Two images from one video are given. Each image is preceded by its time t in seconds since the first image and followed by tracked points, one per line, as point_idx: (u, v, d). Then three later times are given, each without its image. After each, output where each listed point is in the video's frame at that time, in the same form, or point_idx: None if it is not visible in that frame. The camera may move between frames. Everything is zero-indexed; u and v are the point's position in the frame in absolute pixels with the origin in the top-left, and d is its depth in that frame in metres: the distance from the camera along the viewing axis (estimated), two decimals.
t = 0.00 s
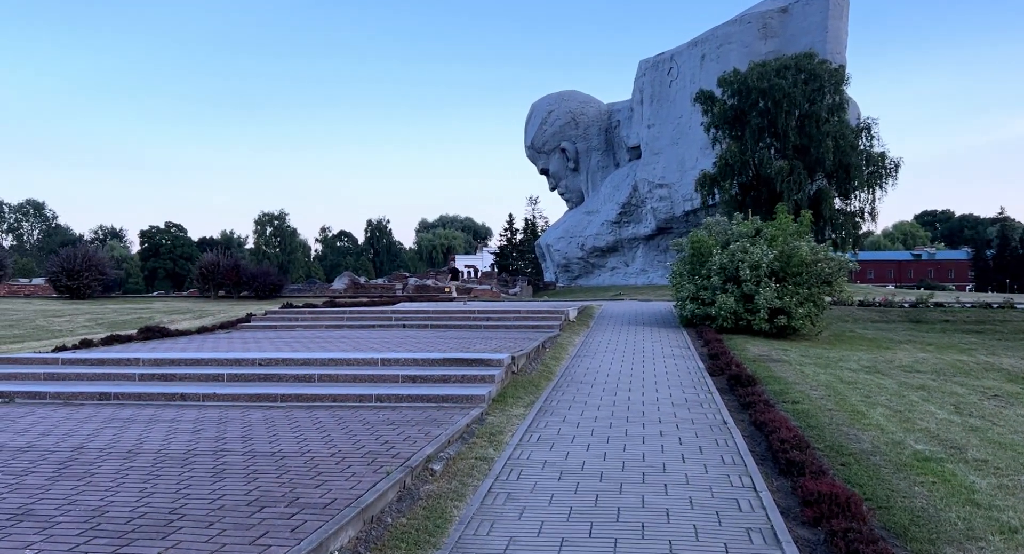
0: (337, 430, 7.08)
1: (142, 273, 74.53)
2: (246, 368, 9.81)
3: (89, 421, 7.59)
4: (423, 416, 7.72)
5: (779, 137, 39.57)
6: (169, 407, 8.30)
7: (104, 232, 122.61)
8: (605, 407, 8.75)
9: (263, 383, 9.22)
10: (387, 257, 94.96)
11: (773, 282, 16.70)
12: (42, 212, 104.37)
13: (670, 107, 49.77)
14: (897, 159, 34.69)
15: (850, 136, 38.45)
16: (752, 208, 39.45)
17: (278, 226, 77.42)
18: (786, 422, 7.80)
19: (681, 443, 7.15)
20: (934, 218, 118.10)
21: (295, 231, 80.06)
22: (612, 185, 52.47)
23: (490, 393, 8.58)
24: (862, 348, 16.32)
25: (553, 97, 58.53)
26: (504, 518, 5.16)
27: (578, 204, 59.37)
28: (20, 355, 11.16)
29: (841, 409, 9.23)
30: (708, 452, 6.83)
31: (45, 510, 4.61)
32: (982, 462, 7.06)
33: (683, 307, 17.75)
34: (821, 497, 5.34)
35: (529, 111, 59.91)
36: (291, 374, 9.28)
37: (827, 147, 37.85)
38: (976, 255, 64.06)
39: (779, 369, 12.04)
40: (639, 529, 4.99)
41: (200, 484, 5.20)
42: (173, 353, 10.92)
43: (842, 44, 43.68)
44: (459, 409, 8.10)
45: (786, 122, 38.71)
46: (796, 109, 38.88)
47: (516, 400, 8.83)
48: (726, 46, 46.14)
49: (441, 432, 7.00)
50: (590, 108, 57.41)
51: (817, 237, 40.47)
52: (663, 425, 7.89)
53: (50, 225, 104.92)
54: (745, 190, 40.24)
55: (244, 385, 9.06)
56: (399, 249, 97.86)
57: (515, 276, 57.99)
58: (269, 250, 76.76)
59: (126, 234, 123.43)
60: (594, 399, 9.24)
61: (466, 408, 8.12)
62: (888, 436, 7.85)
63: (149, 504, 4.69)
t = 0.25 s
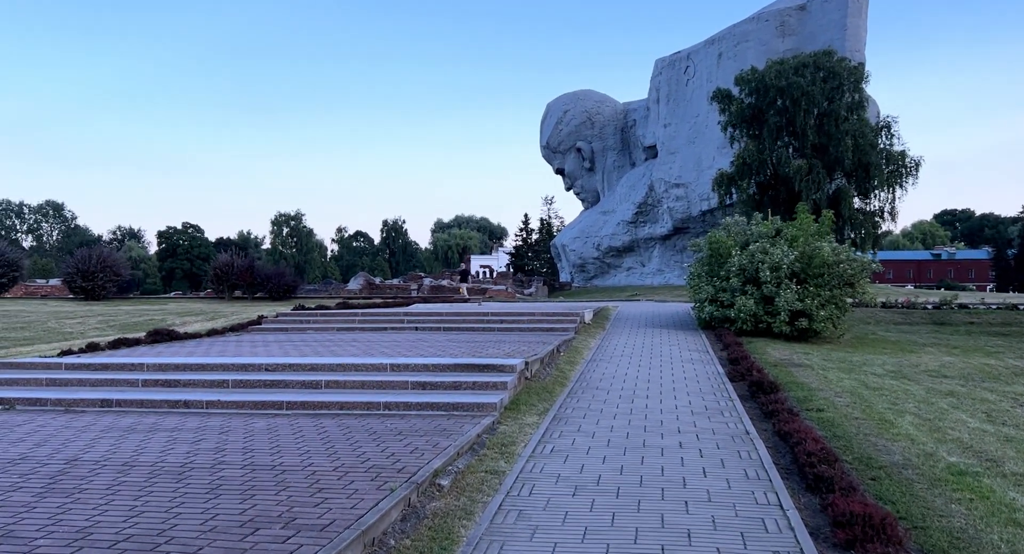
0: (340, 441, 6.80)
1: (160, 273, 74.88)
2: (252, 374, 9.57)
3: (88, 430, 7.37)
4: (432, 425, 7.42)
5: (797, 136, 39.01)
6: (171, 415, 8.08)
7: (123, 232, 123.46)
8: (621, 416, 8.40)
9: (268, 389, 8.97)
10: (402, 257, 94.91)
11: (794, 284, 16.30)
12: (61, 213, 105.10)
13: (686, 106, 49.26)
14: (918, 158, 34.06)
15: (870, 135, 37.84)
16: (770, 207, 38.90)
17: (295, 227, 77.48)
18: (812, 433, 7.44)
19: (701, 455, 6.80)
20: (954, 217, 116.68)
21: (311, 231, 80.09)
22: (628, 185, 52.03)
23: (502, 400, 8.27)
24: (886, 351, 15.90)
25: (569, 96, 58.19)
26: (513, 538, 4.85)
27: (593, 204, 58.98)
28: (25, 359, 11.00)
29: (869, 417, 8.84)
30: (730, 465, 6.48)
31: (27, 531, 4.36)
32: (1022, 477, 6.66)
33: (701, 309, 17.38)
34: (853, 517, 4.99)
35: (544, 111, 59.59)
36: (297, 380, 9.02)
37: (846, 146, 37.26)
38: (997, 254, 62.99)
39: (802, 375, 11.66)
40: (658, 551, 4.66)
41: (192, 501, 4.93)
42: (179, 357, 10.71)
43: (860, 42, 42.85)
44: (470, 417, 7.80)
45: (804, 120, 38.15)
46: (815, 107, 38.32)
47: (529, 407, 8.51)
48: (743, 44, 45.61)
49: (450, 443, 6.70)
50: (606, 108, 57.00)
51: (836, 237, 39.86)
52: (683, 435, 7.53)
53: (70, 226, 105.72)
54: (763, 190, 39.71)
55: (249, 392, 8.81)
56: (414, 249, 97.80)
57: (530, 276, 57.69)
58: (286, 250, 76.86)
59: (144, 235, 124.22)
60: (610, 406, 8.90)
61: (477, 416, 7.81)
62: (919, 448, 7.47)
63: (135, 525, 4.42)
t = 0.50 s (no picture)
0: (338, 444, 6.56)
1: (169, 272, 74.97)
2: (252, 373, 9.34)
3: (80, 431, 7.16)
4: (435, 427, 7.18)
5: (807, 133, 38.61)
6: (167, 416, 7.85)
7: (132, 230, 123.80)
8: (631, 417, 8.13)
9: (268, 389, 8.74)
10: (410, 256, 94.79)
11: (807, 282, 15.99)
12: (71, 211, 105.33)
13: (695, 103, 48.88)
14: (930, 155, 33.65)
15: (881, 132, 37.42)
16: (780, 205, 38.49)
17: (303, 225, 77.34)
18: (829, 436, 7.15)
19: (716, 459, 6.54)
20: (965, 215, 115.78)
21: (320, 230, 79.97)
22: (636, 183, 51.68)
23: (508, 401, 8.01)
24: (901, 351, 15.56)
25: (577, 94, 57.87)
26: (517, 548, 4.59)
27: (602, 202, 58.67)
28: (23, 358, 10.81)
29: (887, 419, 8.53)
30: (746, 471, 6.21)
31: (2, 542, 4.13)
32: None
33: (712, 308, 17.09)
34: (878, 529, 4.72)
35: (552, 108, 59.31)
36: (297, 379, 8.79)
37: (857, 143, 36.83)
38: (1008, 252, 62.26)
39: (816, 375, 11.36)
40: None
41: (178, 510, 4.69)
42: (178, 356, 10.50)
43: (871, 39, 42.22)
44: (475, 419, 7.54)
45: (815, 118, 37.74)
46: (825, 104, 37.90)
47: (536, 409, 8.26)
48: (753, 41, 45.21)
49: (453, 446, 6.44)
50: (615, 105, 56.67)
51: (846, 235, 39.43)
52: (695, 438, 7.26)
53: (80, 224, 106.01)
54: (772, 187, 39.31)
55: (248, 392, 8.59)
56: (423, 248, 97.67)
57: (538, 275, 57.38)
58: (294, 249, 76.78)
59: (153, 233, 124.49)
60: (620, 407, 8.61)
61: (482, 418, 7.56)
62: (941, 452, 7.16)
63: (115, 538, 4.18)
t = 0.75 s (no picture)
0: (329, 450, 6.29)
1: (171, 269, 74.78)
2: (245, 374, 9.10)
3: (65, 435, 6.92)
4: (432, 432, 6.92)
5: (812, 131, 38.28)
6: (156, 420, 7.61)
7: (135, 227, 123.74)
8: (635, 422, 7.86)
9: (261, 391, 8.50)
10: (413, 253, 94.58)
11: (814, 281, 15.71)
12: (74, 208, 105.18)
13: (699, 101, 48.55)
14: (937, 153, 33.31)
15: (887, 129, 37.07)
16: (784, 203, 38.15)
17: (306, 222, 77.08)
18: (841, 442, 6.87)
19: (724, 467, 6.28)
20: (969, 213, 115.28)
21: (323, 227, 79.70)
22: (640, 180, 51.36)
23: (508, 404, 7.75)
24: (910, 351, 15.27)
25: (580, 91, 57.57)
26: None
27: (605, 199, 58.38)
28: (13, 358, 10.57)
29: (900, 424, 8.25)
30: (755, 479, 5.94)
31: None
32: None
33: (717, 307, 16.82)
34: (897, 545, 4.46)
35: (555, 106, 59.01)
36: (291, 381, 8.54)
37: (863, 141, 36.50)
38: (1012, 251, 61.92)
39: (824, 377, 11.07)
40: None
41: (156, 522, 4.44)
42: (170, 357, 10.25)
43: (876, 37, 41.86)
44: (473, 424, 7.28)
45: (820, 115, 37.39)
46: (831, 102, 37.56)
47: (536, 412, 8.00)
48: (757, 38, 44.87)
49: (450, 453, 6.18)
50: (618, 103, 56.35)
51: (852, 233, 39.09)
52: (701, 444, 6.99)
53: (83, 221, 105.93)
54: (777, 185, 38.97)
55: (239, 394, 8.33)
56: (425, 245, 97.46)
57: (541, 273, 57.11)
58: (297, 246, 76.57)
59: (156, 230, 124.44)
60: (623, 411, 8.34)
61: (481, 423, 7.30)
62: (957, 459, 6.89)
63: None
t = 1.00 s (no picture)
0: (313, 452, 6.04)
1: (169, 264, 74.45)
2: (230, 372, 8.83)
3: (37, 435, 6.67)
4: (421, 433, 6.66)
5: (812, 126, 38.05)
6: (137, 419, 7.38)
7: (133, 221, 123.47)
8: (632, 422, 7.61)
9: (245, 389, 8.24)
10: (412, 248, 94.34)
11: (814, 278, 15.47)
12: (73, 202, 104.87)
13: (698, 96, 48.28)
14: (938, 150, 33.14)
15: (887, 125, 36.80)
16: (783, 199, 37.90)
17: (304, 217, 76.75)
18: (845, 445, 6.61)
19: (722, 471, 6.04)
20: (968, 210, 115.16)
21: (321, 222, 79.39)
22: (639, 176, 51.10)
23: (500, 404, 7.50)
24: (911, 349, 15.03)
25: (579, 87, 57.28)
26: None
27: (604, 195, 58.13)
28: None
29: (904, 425, 8.01)
30: (755, 485, 5.70)
31: None
32: None
33: (716, 304, 16.58)
34: None
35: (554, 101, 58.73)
36: (277, 378, 8.29)
37: (862, 137, 36.24)
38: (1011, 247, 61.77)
39: (825, 375, 10.83)
40: None
41: (119, 531, 4.19)
42: (154, 352, 9.99)
43: (877, 33, 41.47)
44: (463, 423, 7.03)
45: (820, 111, 37.14)
46: (831, 97, 37.29)
47: (529, 412, 7.75)
48: (758, 33, 44.60)
49: (437, 455, 5.92)
50: (617, 98, 56.05)
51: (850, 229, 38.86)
52: (700, 446, 6.74)
53: (81, 215, 105.61)
54: (776, 181, 38.72)
55: (223, 391, 8.08)
56: (424, 240, 97.23)
57: (539, 268, 56.89)
58: (295, 241, 76.27)
59: (154, 224, 124.16)
60: (619, 411, 8.09)
61: (472, 423, 7.05)
62: (964, 463, 6.64)
63: None
